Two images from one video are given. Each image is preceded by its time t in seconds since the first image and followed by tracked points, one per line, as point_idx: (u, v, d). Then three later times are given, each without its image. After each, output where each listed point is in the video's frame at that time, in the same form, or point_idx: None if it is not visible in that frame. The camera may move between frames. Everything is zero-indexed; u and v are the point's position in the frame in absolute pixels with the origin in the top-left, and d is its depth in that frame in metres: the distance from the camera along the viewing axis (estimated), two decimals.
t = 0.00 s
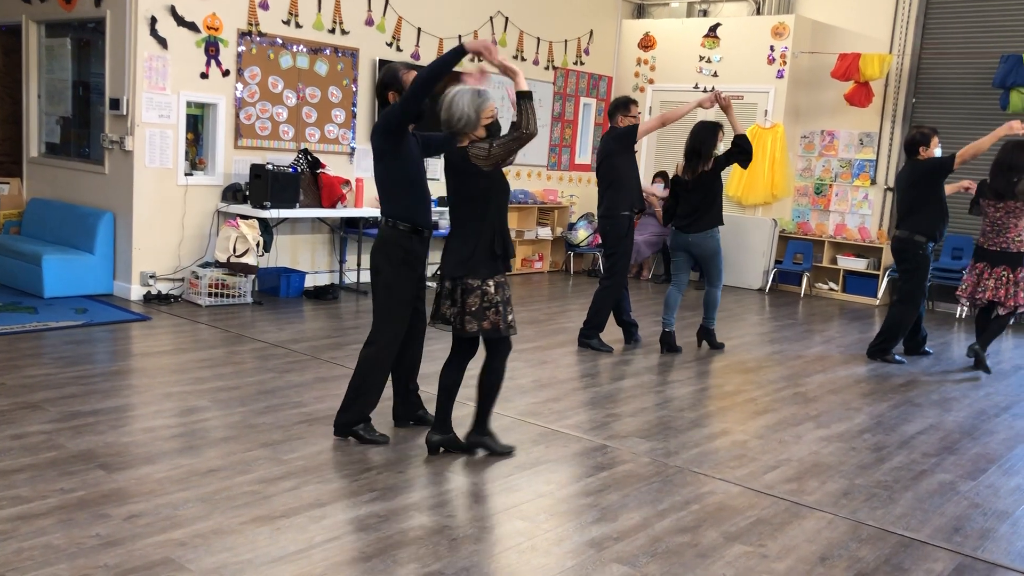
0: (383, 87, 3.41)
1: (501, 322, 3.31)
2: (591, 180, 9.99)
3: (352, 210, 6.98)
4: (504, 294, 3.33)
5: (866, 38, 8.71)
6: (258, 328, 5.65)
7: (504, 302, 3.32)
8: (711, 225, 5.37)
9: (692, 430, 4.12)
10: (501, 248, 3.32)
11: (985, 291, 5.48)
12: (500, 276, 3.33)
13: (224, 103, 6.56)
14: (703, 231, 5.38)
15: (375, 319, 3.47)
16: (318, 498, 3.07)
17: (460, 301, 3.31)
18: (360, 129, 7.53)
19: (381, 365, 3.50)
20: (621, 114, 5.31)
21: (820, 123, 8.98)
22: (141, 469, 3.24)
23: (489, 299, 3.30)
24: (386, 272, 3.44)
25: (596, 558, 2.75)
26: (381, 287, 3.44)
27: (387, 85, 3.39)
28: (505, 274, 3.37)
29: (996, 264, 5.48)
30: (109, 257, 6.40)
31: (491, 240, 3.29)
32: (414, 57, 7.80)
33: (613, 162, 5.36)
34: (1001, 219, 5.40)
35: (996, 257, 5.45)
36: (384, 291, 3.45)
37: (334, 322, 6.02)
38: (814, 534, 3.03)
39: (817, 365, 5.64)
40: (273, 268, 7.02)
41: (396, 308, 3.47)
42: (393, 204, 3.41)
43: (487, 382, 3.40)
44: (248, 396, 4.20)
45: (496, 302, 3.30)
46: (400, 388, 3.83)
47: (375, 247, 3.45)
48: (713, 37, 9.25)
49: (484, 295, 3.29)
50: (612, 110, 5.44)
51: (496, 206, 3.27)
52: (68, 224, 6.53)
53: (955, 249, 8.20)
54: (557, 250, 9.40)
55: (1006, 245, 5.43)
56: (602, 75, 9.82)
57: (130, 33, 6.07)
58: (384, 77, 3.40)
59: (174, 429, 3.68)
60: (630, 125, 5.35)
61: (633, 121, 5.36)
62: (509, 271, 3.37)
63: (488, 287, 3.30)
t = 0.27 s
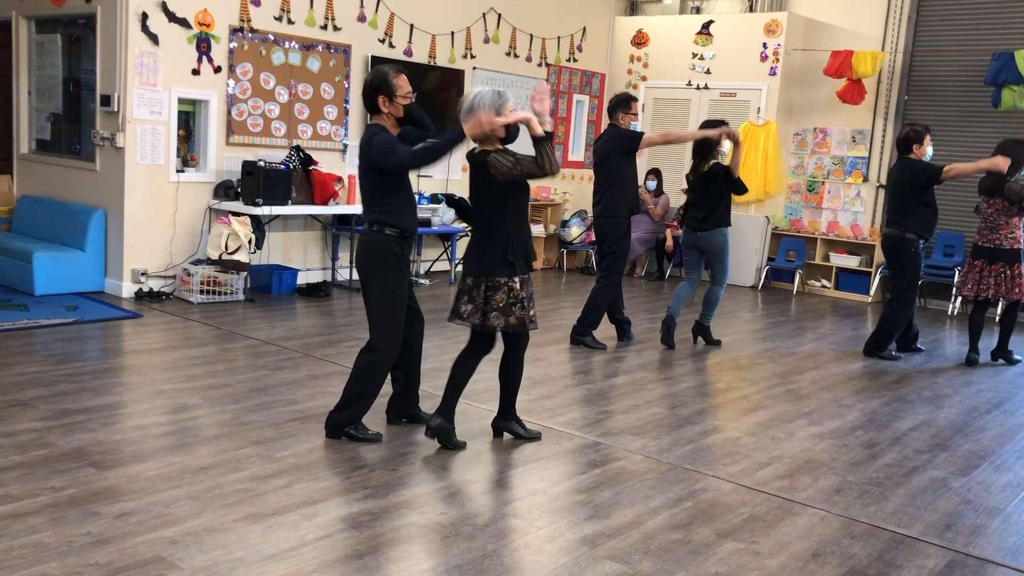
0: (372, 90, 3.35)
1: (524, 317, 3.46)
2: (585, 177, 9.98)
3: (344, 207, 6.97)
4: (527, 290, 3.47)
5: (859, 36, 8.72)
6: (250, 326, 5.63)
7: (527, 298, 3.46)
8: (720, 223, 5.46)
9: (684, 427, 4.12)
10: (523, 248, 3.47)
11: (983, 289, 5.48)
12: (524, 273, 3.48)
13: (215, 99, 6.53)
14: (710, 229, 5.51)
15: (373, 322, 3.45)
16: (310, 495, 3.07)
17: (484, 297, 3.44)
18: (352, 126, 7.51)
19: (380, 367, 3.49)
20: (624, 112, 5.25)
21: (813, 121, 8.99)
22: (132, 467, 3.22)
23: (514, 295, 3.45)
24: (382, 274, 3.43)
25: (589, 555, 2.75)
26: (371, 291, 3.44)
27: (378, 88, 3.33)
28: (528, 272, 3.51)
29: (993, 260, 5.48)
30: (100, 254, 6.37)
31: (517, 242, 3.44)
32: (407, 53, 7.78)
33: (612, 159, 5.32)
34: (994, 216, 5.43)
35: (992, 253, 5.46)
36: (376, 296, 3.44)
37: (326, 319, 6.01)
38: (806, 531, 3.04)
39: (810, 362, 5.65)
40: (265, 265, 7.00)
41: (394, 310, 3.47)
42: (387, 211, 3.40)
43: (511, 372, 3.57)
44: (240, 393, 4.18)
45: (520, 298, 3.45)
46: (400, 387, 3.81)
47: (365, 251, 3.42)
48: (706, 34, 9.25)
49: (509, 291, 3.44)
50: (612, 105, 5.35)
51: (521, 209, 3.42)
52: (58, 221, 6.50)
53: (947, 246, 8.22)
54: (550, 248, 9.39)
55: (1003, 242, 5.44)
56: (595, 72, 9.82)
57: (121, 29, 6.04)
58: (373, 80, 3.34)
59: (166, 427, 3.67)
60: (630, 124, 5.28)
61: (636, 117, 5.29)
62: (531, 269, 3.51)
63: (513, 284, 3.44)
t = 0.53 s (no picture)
0: (364, 93, 3.32)
1: (537, 315, 3.52)
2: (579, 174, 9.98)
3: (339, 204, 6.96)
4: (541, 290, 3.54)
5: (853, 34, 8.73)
6: (244, 323, 5.62)
7: (541, 298, 3.53)
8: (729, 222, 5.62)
9: (678, 424, 4.13)
10: (537, 251, 3.53)
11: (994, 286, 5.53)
12: (538, 274, 3.53)
13: (209, 96, 6.52)
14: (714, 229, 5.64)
15: (373, 327, 3.45)
16: (304, 493, 3.06)
17: (499, 293, 3.58)
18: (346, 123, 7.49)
19: (381, 370, 3.50)
20: (621, 109, 5.15)
21: (807, 118, 9.00)
22: (126, 464, 3.21)
23: (524, 293, 3.53)
24: (379, 279, 3.43)
25: (583, 553, 2.75)
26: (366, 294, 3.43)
27: (370, 90, 3.31)
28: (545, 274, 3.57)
29: (1000, 257, 5.53)
30: (94, 251, 6.35)
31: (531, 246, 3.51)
32: (401, 50, 7.77)
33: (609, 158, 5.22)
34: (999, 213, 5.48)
35: (999, 250, 5.51)
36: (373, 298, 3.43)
37: (321, 317, 6.00)
38: (800, 528, 3.04)
39: (804, 359, 5.66)
40: (259, 262, 6.99)
41: (393, 313, 3.49)
42: (379, 216, 3.39)
43: (518, 367, 3.63)
44: (234, 391, 4.18)
45: (531, 296, 3.52)
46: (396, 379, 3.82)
47: (356, 257, 3.39)
48: (701, 32, 9.26)
49: (520, 289, 3.53)
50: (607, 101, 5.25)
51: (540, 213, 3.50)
52: (51, 218, 6.47)
53: (941, 243, 8.25)
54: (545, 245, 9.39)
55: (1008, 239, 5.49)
56: (590, 70, 9.81)
57: (114, 25, 6.02)
58: (364, 81, 3.31)
59: (159, 425, 3.66)
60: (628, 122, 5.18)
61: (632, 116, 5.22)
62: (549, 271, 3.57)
63: (524, 282, 3.52)
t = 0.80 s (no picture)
0: (361, 93, 3.30)
1: (546, 315, 3.53)
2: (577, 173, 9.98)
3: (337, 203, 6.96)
4: (552, 291, 3.54)
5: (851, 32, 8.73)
6: (242, 321, 5.62)
7: (550, 298, 3.54)
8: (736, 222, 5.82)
9: (676, 423, 4.13)
10: (551, 254, 3.53)
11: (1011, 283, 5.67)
12: (551, 275, 3.54)
13: (207, 94, 6.51)
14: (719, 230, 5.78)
15: (373, 328, 3.45)
16: (301, 491, 3.06)
17: (509, 291, 3.59)
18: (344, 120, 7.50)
19: (379, 371, 3.50)
20: (621, 109, 5.06)
21: (805, 117, 9.01)
22: (123, 462, 3.21)
23: (534, 293, 3.54)
24: (377, 280, 3.43)
25: (581, 551, 2.75)
26: (365, 294, 3.43)
27: (367, 91, 3.29)
28: (560, 276, 3.58)
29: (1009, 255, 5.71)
30: (91, 249, 6.35)
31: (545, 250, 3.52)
32: (399, 48, 7.76)
33: (609, 161, 5.18)
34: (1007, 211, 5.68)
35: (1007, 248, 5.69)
36: (372, 298, 3.43)
37: (319, 315, 6.00)
38: (797, 526, 3.05)
39: (801, 358, 5.67)
40: (257, 261, 6.98)
41: (390, 313, 3.49)
42: (377, 218, 3.38)
43: (524, 367, 3.61)
44: (232, 389, 4.17)
45: (541, 297, 3.53)
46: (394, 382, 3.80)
47: (354, 260, 3.38)
48: (699, 30, 9.26)
49: (531, 288, 3.54)
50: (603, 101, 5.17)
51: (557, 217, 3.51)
52: (49, 217, 6.47)
53: (938, 242, 8.26)
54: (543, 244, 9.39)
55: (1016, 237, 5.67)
56: (588, 68, 9.81)
57: (111, 23, 6.01)
58: (361, 82, 3.29)
59: (157, 423, 3.66)
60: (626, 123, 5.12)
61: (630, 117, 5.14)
62: (562, 273, 3.57)
63: (535, 283, 3.54)
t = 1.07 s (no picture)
0: (362, 93, 3.29)
1: (558, 305, 3.64)
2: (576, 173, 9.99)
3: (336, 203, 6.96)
4: (566, 282, 3.64)
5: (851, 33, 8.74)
6: (241, 321, 5.62)
7: (564, 289, 3.64)
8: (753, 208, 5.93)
9: (675, 423, 4.13)
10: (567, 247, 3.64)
11: (1020, 284, 5.73)
12: (564, 266, 3.64)
13: (206, 94, 6.51)
14: (721, 226, 5.88)
15: (379, 327, 3.46)
16: (300, 490, 3.06)
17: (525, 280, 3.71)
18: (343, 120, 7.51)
19: (380, 370, 3.52)
20: (620, 112, 4.99)
21: (803, 118, 9.02)
22: (121, 462, 3.21)
23: (547, 283, 3.66)
24: (382, 280, 3.44)
25: (579, 550, 2.75)
26: (371, 294, 3.43)
27: (369, 91, 3.29)
28: (575, 269, 3.67)
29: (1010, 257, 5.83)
30: (90, 249, 6.34)
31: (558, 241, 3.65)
32: (398, 48, 7.76)
33: (609, 164, 5.12)
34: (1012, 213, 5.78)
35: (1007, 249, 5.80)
36: (377, 297, 3.44)
37: (318, 315, 6.00)
38: (795, 526, 3.05)
39: (800, 358, 5.68)
40: (255, 260, 6.98)
41: (394, 312, 3.51)
42: (382, 217, 3.39)
43: (531, 353, 3.70)
44: (230, 389, 4.18)
45: (554, 287, 3.64)
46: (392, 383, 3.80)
47: (361, 259, 3.38)
48: (698, 30, 9.26)
49: (545, 279, 3.66)
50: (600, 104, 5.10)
51: (574, 211, 3.63)
52: (47, 216, 6.46)
53: (937, 243, 8.27)
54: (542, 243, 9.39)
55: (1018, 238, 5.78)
56: (586, 68, 9.82)
57: (110, 22, 6.01)
58: (363, 82, 3.28)
59: (155, 422, 3.66)
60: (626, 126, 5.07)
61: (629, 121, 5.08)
62: (577, 266, 3.67)
63: (549, 273, 3.65)
